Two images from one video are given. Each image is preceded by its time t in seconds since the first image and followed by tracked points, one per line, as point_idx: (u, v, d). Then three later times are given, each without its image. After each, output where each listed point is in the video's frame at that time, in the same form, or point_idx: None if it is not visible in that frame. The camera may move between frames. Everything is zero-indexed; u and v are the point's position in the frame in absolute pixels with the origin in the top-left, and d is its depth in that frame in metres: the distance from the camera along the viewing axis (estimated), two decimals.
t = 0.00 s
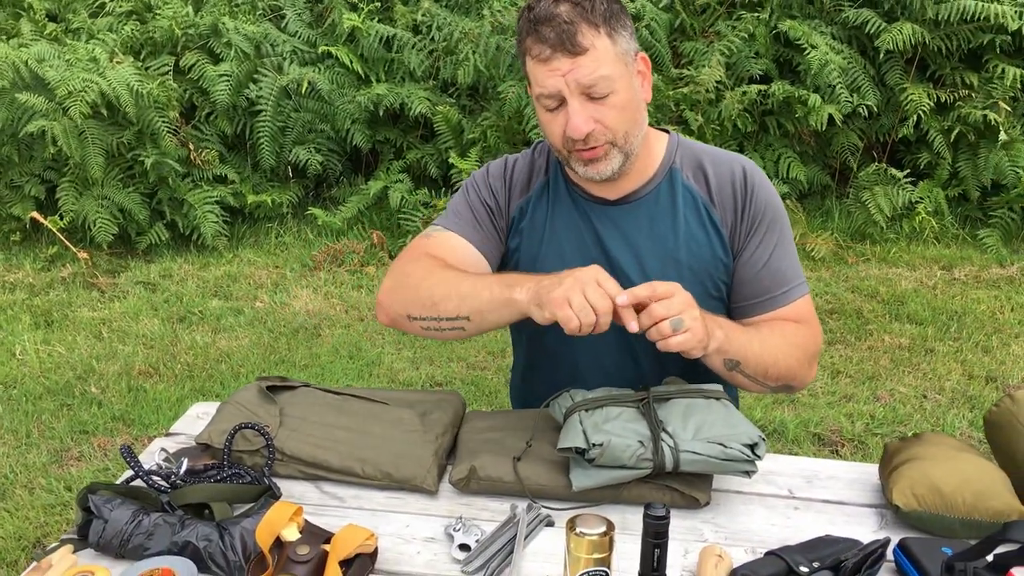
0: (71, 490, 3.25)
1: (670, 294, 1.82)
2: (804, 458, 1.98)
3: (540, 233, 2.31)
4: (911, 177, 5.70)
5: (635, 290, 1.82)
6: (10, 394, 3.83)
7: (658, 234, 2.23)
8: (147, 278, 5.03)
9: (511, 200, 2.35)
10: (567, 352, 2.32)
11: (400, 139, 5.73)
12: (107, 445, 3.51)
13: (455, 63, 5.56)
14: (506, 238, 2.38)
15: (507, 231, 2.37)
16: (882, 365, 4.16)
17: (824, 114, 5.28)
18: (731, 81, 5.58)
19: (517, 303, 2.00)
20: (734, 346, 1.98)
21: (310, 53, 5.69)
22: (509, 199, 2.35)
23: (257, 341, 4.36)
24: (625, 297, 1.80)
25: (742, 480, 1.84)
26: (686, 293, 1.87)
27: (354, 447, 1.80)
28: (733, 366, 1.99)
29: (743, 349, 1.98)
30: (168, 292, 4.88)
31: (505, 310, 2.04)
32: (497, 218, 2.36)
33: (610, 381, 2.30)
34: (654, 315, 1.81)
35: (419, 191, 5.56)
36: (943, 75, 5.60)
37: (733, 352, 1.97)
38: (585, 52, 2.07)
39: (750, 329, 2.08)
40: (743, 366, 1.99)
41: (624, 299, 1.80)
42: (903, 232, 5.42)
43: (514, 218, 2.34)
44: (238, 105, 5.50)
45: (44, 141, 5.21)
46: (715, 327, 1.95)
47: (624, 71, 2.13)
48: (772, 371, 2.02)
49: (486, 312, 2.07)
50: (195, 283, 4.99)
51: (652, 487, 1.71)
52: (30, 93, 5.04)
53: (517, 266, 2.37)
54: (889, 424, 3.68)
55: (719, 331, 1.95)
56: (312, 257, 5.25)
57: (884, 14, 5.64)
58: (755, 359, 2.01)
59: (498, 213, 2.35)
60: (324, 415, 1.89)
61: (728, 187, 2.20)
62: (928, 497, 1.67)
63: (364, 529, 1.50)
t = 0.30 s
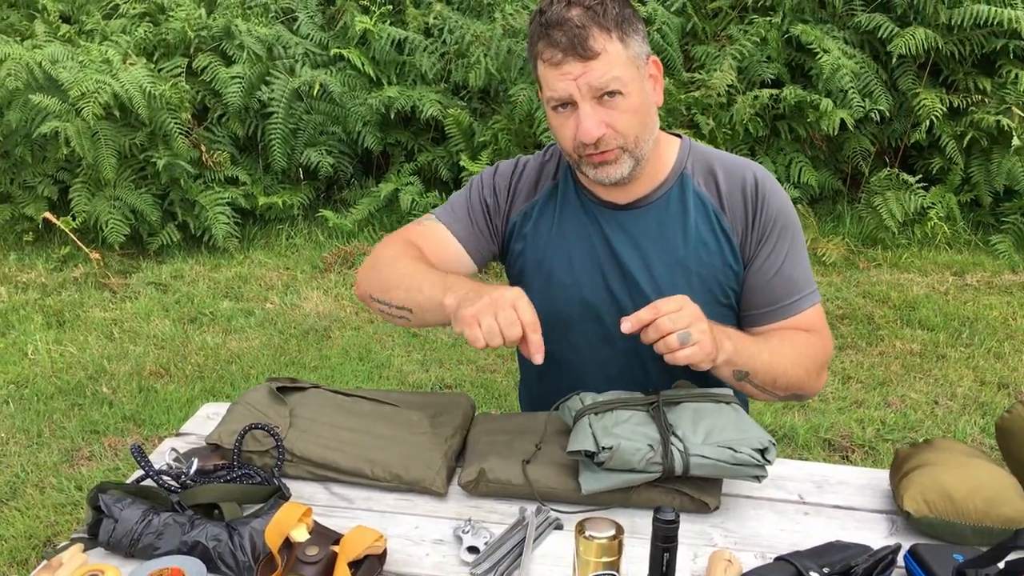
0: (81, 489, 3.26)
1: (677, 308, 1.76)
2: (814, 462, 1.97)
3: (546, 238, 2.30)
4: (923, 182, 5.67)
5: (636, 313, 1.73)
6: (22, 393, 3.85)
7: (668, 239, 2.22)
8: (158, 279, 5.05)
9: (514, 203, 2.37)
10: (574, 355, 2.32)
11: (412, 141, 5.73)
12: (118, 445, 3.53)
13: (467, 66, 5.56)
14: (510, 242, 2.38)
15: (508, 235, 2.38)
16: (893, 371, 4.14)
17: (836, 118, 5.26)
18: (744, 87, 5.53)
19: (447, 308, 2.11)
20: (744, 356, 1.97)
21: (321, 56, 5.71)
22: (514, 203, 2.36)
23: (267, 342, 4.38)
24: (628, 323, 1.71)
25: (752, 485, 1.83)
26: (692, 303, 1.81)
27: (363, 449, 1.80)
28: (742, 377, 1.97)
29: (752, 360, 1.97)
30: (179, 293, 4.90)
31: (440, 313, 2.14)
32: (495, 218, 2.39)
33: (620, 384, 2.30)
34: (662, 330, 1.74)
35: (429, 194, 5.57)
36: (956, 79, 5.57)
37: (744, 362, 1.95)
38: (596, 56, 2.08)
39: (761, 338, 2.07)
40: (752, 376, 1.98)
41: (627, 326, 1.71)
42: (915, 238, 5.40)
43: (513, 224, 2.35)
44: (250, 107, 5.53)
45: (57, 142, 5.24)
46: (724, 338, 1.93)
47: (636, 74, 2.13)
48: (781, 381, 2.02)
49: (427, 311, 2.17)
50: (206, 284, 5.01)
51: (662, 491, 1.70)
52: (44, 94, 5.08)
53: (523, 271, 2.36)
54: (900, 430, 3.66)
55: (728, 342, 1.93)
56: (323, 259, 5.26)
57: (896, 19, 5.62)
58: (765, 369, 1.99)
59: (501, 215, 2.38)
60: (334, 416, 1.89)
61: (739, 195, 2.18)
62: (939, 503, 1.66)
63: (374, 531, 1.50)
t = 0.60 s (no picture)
0: (95, 489, 3.27)
1: (677, 313, 1.73)
2: (829, 464, 1.96)
3: (547, 237, 2.31)
4: (934, 183, 5.65)
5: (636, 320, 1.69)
6: (36, 394, 3.88)
7: (670, 240, 2.21)
8: (170, 280, 5.07)
9: (513, 202, 2.38)
10: (582, 356, 2.32)
11: (422, 142, 5.74)
12: (131, 445, 3.54)
13: (477, 67, 5.56)
14: (507, 241, 2.40)
15: (506, 234, 2.40)
16: (906, 372, 4.12)
17: (847, 118, 5.24)
18: (753, 86, 5.54)
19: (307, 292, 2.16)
20: (747, 359, 1.93)
21: (331, 57, 5.72)
22: (513, 201, 2.38)
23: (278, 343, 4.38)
24: (629, 331, 1.68)
25: (767, 486, 1.83)
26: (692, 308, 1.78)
27: (375, 449, 1.80)
28: (746, 379, 1.94)
29: (756, 362, 1.94)
30: (191, 295, 4.92)
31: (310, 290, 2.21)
32: (489, 214, 2.43)
33: (631, 385, 2.30)
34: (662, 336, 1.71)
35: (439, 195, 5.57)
36: (968, 79, 5.54)
37: (746, 365, 1.92)
38: (609, 47, 2.08)
39: (766, 340, 2.06)
40: (757, 378, 1.95)
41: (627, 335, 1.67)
42: (926, 238, 5.37)
43: (512, 224, 2.36)
44: (261, 108, 5.54)
45: (69, 144, 5.26)
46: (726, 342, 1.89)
47: (646, 69, 2.14)
48: (787, 384, 2.00)
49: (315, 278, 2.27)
50: (217, 285, 5.02)
51: (677, 492, 1.70)
52: (56, 96, 5.11)
53: (525, 270, 2.35)
54: (912, 431, 3.65)
55: (731, 345, 1.89)
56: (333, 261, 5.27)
57: (908, 19, 5.60)
58: (769, 371, 1.97)
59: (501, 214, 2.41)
60: (349, 417, 1.90)
61: (741, 195, 2.17)
62: (956, 504, 1.65)
63: (390, 532, 1.51)
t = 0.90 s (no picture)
0: (102, 488, 3.29)
1: (673, 312, 1.74)
2: (836, 461, 1.97)
3: (547, 236, 2.32)
4: (939, 182, 5.65)
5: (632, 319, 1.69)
6: (43, 393, 3.89)
7: (668, 237, 2.21)
8: (175, 280, 5.09)
9: (514, 202, 2.39)
10: (585, 354, 2.32)
11: (426, 143, 5.75)
12: (137, 445, 3.56)
13: (481, 67, 5.56)
14: (509, 241, 2.41)
15: (508, 233, 2.41)
16: (910, 371, 4.13)
17: (851, 117, 5.24)
18: (758, 85, 5.53)
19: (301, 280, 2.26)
20: (745, 356, 1.94)
21: (336, 58, 5.74)
22: (513, 201, 2.39)
23: (283, 343, 4.40)
24: (624, 330, 1.68)
25: (774, 484, 1.83)
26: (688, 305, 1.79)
27: (382, 447, 1.81)
28: (745, 375, 1.93)
29: (752, 357, 1.94)
30: (196, 294, 4.93)
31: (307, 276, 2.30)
32: (489, 213, 2.44)
33: (636, 383, 2.31)
34: (658, 334, 1.72)
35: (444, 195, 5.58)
36: (973, 78, 5.54)
37: (743, 360, 1.92)
38: (607, 45, 2.09)
39: (764, 336, 2.06)
40: (755, 373, 1.95)
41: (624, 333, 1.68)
42: (931, 237, 5.37)
43: (514, 224, 2.37)
44: (266, 109, 5.56)
45: (75, 145, 5.28)
46: (723, 338, 1.89)
47: (644, 68, 2.15)
48: (784, 378, 1.99)
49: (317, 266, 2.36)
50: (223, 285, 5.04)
51: (685, 489, 1.71)
52: (62, 97, 5.12)
53: (526, 269, 2.36)
54: (918, 430, 3.65)
55: (727, 341, 1.89)
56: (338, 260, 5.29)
57: (912, 18, 5.60)
58: (767, 366, 1.98)
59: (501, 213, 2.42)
60: (357, 415, 1.91)
61: (739, 191, 2.18)
62: (963, 502, 1.66)
63: (400, 529, 1.51)
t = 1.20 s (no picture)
0: (105, 489, 3.29)
1: (684, 306, 1.75)
2: (837, 460, 1.98)
3: (552, 234, 2.33)
4: (938, 183, 5.66)
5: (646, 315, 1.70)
6: (45, 394, 3.90)
7: (673, 235, 2.23)
8: (177, 281, 5.10)
9: (519, 203, 2.41)
10: (589, 353, 2.34)
11: (427, 144, 5.76)
12: (140, 445, 3.56)
13: (482, 69, 5.57)
14: (514, 243, 2.42)
15: (512, 235, 2.42)
16: (910, 371, 4.14)
17: (851, 119, 5.25)
18: (758, 87, 5.54)
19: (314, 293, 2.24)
20: (752, 350, 1.93)
21: (337, 59, 5.75)
22: (518, 202, 2.41)
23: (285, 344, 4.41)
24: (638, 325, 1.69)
25: (776, 482, 1.85)
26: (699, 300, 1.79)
27: (387, 446, 1.82)
28: (754, 370, 1.93)
29: (761, 352, 1.94)
30: (197, 295, 4.94)
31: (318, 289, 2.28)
32: (494, 215, 2.46)
33: (639, 382, 2.32)
34: (669, 330, 1.73)
35: (445, 197, 5.59)
36: (972, 80, 5.56)
37: (753, 355, 1.92)
38: (610, 52, 2.10)
39: (771, 331, 2.05)
40: (763, 368, 1.95)
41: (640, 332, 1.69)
42: (930, 238, 5.38)
43: (521, 225, 2.38)
44: (267, 110, 5.57)
45: (76, 146, 5.29)
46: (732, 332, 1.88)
47: (647, 73, 2.15)
48: (793, 372, 1.99)
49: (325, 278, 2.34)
50: (224, 287, 5.05)
51: (687, 487, 1.72)
52: (63, 98, 5.13)
53: (532, 269, 2.37)
54: (918, 430, 3.66)
55: (737, 337, 1.89)
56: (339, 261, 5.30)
57: (911, 19, 5.61)
58: (776, 361, 1.97)
59: (508, 214, 2.43)
60: (363, 414, 1.92)
61: (743, 189, 2.20)
62: (964, 499, 1.68)
63: (405, 526, 1.53)
